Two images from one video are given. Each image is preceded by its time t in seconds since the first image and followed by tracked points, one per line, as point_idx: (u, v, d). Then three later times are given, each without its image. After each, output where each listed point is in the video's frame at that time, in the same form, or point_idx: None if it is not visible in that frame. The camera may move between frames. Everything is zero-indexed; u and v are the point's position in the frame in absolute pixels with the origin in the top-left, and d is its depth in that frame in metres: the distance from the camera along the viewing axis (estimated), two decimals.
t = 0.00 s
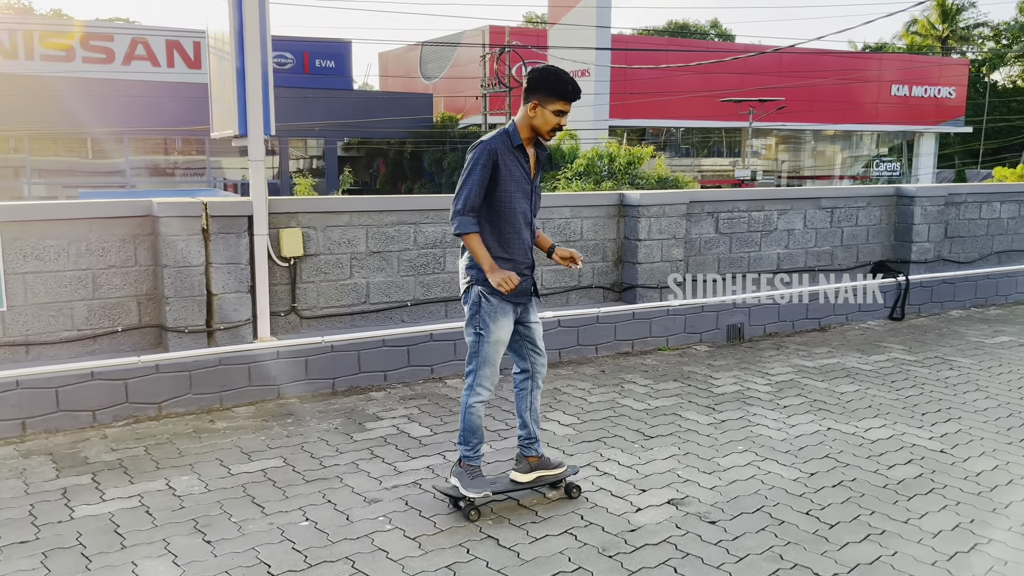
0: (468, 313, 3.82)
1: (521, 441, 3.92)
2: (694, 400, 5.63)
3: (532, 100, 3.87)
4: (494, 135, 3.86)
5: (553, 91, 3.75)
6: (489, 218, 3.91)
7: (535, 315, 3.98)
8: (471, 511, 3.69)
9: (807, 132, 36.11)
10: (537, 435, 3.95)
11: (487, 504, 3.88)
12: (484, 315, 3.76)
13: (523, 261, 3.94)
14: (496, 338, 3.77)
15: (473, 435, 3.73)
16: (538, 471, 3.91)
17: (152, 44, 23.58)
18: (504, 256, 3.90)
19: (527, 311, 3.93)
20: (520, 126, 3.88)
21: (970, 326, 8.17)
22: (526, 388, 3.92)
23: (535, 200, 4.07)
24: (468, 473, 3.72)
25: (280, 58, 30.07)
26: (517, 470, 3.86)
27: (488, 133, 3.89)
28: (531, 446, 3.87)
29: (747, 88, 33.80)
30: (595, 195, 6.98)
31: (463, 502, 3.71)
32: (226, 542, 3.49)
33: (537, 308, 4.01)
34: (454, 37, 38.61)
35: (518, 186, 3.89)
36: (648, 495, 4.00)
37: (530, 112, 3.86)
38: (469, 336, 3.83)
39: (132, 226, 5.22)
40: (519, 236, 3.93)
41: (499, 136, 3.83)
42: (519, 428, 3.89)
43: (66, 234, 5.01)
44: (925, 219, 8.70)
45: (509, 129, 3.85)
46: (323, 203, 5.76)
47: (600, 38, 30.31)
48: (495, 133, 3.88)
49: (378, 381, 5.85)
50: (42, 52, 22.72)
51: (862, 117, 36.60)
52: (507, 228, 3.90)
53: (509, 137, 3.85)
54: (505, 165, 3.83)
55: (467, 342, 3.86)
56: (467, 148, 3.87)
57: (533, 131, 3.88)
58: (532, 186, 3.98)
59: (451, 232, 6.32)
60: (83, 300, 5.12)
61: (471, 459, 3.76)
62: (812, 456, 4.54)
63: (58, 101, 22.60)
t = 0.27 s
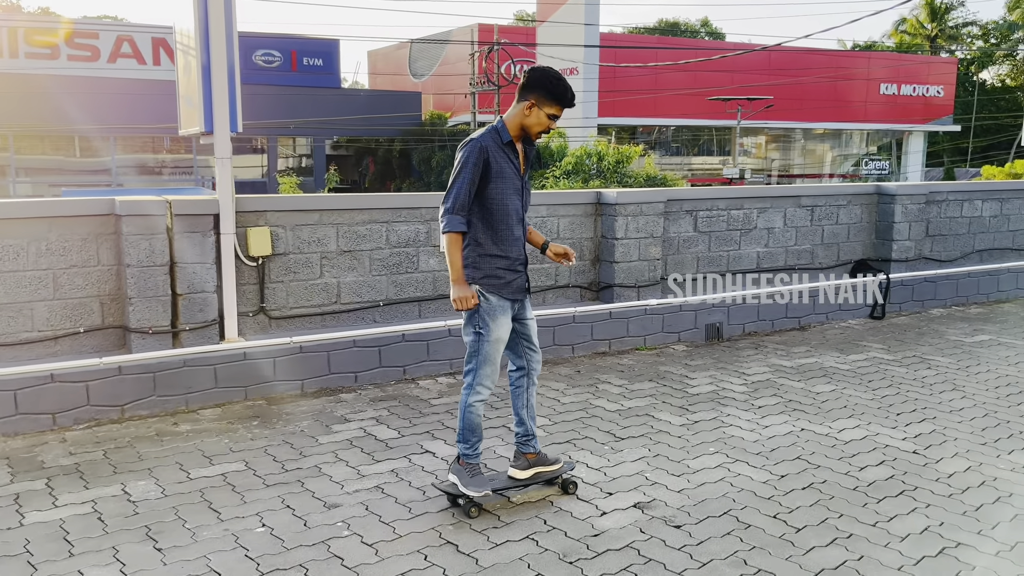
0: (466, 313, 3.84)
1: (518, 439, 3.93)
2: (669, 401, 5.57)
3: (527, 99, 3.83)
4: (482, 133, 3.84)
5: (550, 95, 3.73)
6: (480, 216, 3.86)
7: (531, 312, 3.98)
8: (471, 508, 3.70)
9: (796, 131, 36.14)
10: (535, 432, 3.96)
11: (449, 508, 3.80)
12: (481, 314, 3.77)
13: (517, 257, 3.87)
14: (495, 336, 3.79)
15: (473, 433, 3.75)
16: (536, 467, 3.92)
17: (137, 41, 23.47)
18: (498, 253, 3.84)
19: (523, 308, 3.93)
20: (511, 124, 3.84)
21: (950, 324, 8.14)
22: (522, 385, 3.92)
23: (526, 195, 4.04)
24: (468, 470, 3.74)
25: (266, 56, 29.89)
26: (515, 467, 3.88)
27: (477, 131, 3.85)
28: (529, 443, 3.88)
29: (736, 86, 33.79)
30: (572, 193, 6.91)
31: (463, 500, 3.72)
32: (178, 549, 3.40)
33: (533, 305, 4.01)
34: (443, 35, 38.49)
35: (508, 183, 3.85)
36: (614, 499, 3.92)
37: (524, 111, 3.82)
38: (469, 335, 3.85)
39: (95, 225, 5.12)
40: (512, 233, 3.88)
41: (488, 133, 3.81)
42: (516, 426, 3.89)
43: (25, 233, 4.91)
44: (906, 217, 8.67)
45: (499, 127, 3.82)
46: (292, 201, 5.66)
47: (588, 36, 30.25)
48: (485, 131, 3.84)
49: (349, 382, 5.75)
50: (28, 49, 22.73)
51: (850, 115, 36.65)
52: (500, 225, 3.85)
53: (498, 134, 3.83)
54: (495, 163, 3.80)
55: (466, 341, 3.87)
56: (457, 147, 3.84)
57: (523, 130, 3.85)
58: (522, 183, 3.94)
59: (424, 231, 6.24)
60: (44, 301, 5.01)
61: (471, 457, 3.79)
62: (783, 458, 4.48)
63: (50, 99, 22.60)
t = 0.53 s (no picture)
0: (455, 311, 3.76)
1: (503, 441, 3.91)
2: (642, 404, 5.47)
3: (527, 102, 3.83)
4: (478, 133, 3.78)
5: (554, 103, 3.74)
6: (473, 217, 3.81)
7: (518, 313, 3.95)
8: (455, 511, 3.64)
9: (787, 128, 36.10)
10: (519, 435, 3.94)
11: (408, 518, 3.69)
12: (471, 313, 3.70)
13: (508, 259, 3.85)
14: (484, 335, 3.72)
15: (458, 435, 3.68)
16: (521, 471, 3.88)
17: (124, 39, 23.79)
18: (489, 254, 3.80)
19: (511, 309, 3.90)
20: (507, 124, 3.82)
21: (933, 324, 8.07)
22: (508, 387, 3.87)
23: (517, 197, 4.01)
24: (453, 474, 3.66)
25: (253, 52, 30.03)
26: (499, 470, 3.85)
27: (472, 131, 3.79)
28: (513, 446, 3.86)
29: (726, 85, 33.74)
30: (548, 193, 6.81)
31: (447, 502, 3.67)
32: (122, 562, 3.27)
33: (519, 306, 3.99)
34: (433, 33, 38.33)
35: (503, 185, 3.82)
36: (578, 507, 3.81)
37: (523, 114, 3.81)
38: (458, 334, 3.77)
39: (52, 224, 4.98)
40: (504, 234, 3.85)
41: (485, 133, 3.75)
42: (501, 428, 3.87)
43: None
44: (888, 216, 8.60)
45: (496, 128, 3.77)
46: (258, 201, 5.54)
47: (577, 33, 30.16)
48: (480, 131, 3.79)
49: (317, 386, 5.63)
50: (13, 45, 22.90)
51: (840, 113, 36.65)
52: (493, 227, 3.81)
53: (495, 135, 3.78)
54: (491, 163, 3.75)
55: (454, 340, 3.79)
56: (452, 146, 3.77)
57: (519, 134, 3.83)
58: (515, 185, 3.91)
59: (396, 230, 6.11)
60: None
61: (456, 459, 3.70)
62: (755, 463, 4.38)
63: (40, 96, 22.59)
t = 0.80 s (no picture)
0: (433, 309, 3.71)
1: (488, 439, 3.88)
2: (613, 405, 5.38)
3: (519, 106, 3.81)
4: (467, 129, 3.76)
5: (547, 108, 3.75)
6: (455, 214, 3.78)
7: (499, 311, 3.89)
8: (441, 511, 3.61)
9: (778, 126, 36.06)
10: (504, 432, 3.91)
11: (362, 525, 3.59)
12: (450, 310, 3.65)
13: (485, 259, 3.84)
14: (463, 334, 3.66)
15: (441, 435, 3.66)
16: (506, 468, 3.87)
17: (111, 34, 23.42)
18: (466, 253, 3.79)
19: (491, 308, 3.86)
20: (499, 125, 3.81)
21: (912, 323, 8.01)
22: (491, 386, 3.85)
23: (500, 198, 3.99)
24: (438, 473, 3.65)
25: (241, 50, 29.81)
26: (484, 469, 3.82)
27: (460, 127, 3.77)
28: (500, 444, 3.83)
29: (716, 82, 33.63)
30: (522, 190, 6.70)
31: (433, 502, 3.65)
32: (59, 574, 3.16)
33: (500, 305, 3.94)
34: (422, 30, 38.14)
35: (487, 184, 3.80)
36: (537, 513, 3.72)
37: (516, 118, 3.80)
38: (436, 332, 3.72)
39: (4, 223, 4.85)
40: (483, 234, 3.84)
41: (473, 130, 3.73)
42: (486, 427, 3.84)
43: None
44: (868, 214, 8.54)
45: (484, 126, 3.75)
46: (220, 199, 5.43)
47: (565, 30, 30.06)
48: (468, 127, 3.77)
49: (282, 388, 5.52)
50: None
51: (830, 111, 36.64)
52: (473, 225, 3.80)
53: (484, 133, 3.77)
54: (476, 161, 3.73)
55: (434, 338, 3.74)
56: (438, 141, 3.74)
57: (508, 137, 3.82)
58: (498, 185, 3.90)
59: (364, 229, 6.00)
60: None
61: (439, 459, 3.69)
62: (721, 466, 4.29)
63: (31, 93, 22.64)
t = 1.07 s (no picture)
0: (409, 309, 3.72)
1: (470, 439, 3.85)
2: (580, 407, 5.28)
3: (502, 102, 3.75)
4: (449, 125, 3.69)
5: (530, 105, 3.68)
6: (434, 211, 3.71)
7: (478, 311, 3.86)
8: (423, 511, 3.58)
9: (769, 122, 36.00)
10: (486, 432, 3.88)
11: (308, 534, 3.48)
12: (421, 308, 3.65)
13: (463, 258, 3.74)
14: (439, 332, 3.65)
15: (420, 434, 3.64)
16: (489, 468, 3.84)
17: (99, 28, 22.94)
18: (443, 251, 3.69)
19: (468, 309, 3.81)
20: (481, 123, 3.74)
21: (891, 322, 7.93)
22: (471, 386, 3.81)
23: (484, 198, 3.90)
24: (419, 473, 3.62)
25: (229, 46, 29.44)
26: (466, 469, 3.79)
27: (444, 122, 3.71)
28: (482, 444, 3.80)
29: (706, 79, 33.53)
30: (493, 188, 6.59)
31: (414, 503, 3.61)
32: None
33: (481, 306, 3.89)
34: (412, 26, 37.96)
35: (468, 182, 3.72)
36: (491, 521, 3.61)
37: (497, 114, 3.73)
38: (412, 331, 3.72)
39: None
40: (461, 232, 3.75)
41: (455, 127, 3.66)
42: (467, 426, 3.81)
43: None
44: (848, 211, 8.46)
45: (467, 122, 3.68)
46: (179, 196, 5.30)
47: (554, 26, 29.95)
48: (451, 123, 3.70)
49: (244, 390, 5.40)
50: None
51: (820, 108, 36.58)
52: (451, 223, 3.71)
53: (465, 129, 3.69)
54: (457, 158, 3.66)
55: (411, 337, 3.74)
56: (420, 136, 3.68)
57: (491, 135, 3.75)
58: (480, 183, 3.82)
59: (330, 227, 5.89)
60: None
61: (420, 459, 3.66)
62: (685, 471, 4.19)
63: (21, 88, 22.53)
